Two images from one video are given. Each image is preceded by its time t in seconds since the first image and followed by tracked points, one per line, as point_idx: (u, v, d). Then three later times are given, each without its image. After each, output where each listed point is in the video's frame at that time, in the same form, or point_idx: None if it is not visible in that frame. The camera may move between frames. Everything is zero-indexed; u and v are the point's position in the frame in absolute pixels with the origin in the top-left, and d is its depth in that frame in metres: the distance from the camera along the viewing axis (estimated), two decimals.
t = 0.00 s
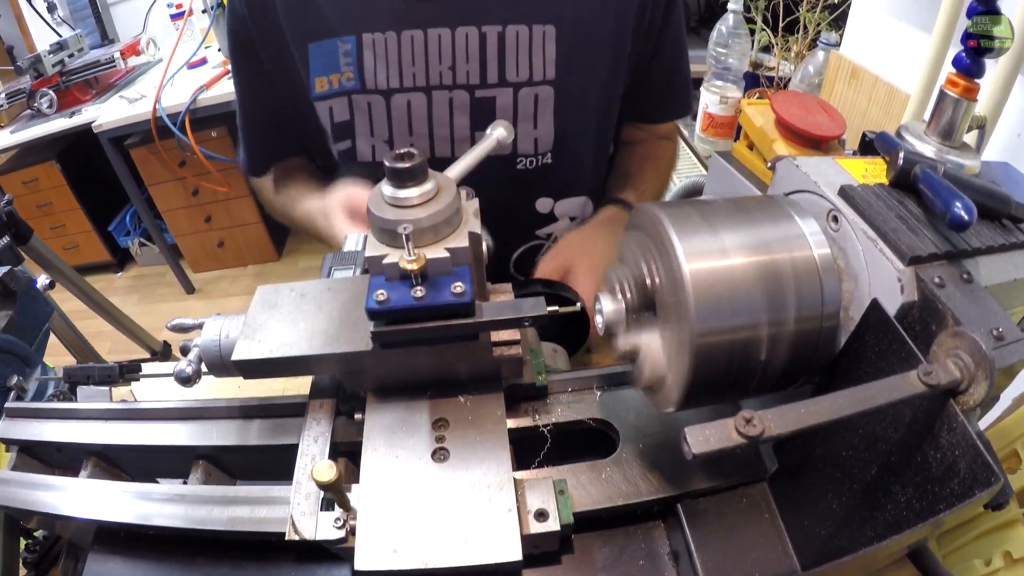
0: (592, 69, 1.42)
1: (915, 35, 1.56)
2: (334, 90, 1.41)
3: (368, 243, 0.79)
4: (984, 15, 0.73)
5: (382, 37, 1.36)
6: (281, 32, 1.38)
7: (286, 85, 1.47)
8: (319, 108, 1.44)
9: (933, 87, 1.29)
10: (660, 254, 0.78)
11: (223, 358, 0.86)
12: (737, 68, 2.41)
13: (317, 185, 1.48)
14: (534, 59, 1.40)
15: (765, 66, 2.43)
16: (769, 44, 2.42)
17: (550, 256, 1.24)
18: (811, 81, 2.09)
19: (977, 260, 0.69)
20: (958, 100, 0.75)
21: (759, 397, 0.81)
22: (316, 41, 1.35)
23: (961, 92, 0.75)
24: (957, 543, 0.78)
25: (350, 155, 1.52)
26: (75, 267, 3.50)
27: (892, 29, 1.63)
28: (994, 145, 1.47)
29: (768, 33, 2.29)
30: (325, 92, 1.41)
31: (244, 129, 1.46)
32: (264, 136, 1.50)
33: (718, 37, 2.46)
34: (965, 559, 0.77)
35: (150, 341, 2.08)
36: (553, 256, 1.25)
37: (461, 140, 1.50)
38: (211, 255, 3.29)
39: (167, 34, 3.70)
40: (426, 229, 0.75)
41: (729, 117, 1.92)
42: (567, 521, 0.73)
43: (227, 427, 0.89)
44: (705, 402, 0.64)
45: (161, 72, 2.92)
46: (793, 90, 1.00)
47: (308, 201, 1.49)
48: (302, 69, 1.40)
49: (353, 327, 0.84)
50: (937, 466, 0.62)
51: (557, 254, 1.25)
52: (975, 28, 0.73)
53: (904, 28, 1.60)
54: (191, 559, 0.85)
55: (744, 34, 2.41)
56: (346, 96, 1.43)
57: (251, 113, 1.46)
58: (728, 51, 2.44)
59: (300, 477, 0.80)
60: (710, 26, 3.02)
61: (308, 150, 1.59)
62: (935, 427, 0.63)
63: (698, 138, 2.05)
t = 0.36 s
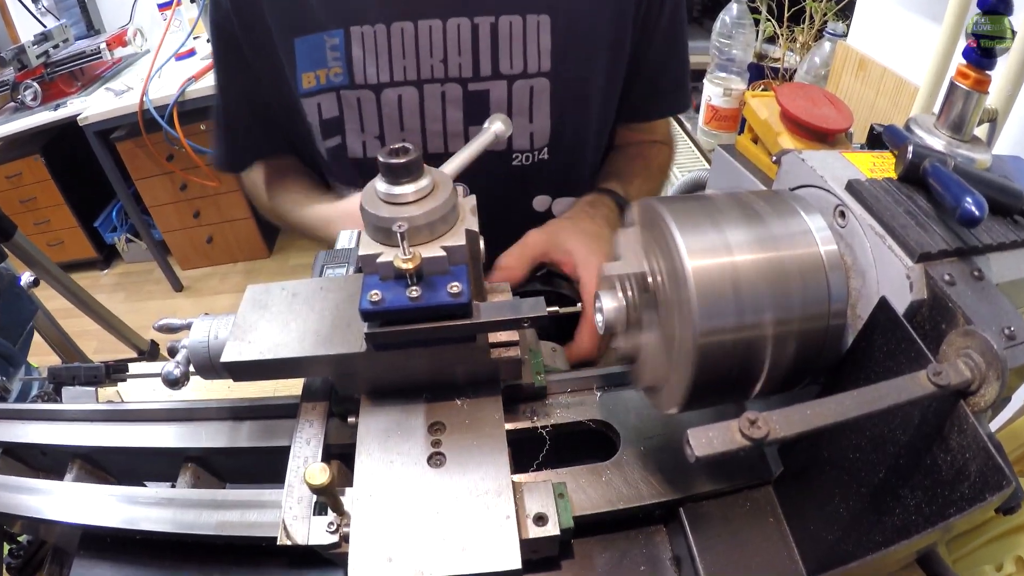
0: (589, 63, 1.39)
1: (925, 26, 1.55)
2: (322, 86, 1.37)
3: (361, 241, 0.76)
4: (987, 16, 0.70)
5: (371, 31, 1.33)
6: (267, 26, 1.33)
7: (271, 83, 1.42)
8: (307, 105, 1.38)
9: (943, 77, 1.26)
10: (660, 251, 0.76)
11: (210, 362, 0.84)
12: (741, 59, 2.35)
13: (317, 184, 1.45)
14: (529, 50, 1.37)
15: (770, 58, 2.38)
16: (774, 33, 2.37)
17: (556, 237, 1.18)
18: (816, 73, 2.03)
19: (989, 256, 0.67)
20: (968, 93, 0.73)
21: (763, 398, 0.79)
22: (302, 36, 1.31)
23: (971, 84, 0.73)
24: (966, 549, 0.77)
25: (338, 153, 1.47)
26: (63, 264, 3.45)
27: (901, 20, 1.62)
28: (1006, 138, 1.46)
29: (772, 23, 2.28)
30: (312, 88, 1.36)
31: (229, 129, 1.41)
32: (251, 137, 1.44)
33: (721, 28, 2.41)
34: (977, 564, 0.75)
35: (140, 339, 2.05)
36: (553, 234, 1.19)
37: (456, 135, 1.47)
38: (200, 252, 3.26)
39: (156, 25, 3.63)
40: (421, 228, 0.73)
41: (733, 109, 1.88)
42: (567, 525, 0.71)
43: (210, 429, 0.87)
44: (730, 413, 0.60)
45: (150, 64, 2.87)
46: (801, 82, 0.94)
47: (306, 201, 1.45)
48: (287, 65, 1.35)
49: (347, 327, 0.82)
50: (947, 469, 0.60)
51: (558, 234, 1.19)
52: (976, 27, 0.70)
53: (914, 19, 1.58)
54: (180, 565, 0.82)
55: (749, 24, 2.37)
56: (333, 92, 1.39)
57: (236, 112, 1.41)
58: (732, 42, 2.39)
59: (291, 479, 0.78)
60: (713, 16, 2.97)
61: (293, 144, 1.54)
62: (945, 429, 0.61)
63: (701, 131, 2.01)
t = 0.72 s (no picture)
0: (587, 65, 1.35)
1: (934, 16, 1.57)
2: (312, 83, 1.33)
3: (365, 241, 0.76)
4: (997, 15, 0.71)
5: (362, 27, 1.27)
6: (255, 19, 1.29)
7: (260, 75, 1.39)
8: (296, 103, 1.35)
9: (953, 71, 1.28)
10: (661, 249, 0.75)
11: (206, 362, 0.82)
12: (745, 51, 2.33)
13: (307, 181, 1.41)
14: (528, 48, 1.32)
15: (776, 48, 2.34)
16: (779, 23, 2.34)
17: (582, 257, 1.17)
18: (823, 65, 2.04)
19: (1001, 253, 0.67)
20: (980, 85, 0.73)
21: (770, 399, 0.79)
22: (292, 31, 1.27)
23: (983, 76, 0.72)
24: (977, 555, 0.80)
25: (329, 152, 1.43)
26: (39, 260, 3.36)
27: (911, 11, 1.63)
28: (1018, 132, 1.48)
29: (778, 14, 2.23)
30: (302, 86, 1.33)
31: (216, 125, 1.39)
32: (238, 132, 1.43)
33: (726, 18, 2.39)
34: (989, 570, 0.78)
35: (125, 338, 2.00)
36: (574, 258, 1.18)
37: (449, 137, 1.42)
38: (188, 247, 3.19)
39: (141, 15, 3.55)
40: (428, 225, 0.73)
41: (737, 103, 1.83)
42: (575, 529, 0.71)
43: (202, 429, 0.82)
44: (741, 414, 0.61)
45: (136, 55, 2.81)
46: (806, 75, 0.91)
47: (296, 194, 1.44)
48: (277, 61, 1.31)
49: (348, 327, 0.80)
50: (958, 472, 0.60)
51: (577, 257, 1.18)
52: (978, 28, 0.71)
53: (923, 10, 1.60)
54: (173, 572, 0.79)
55: (752, 15, 2.34)
56: (324, 90, 1.34)
57: (225, 107, 1.39)
58: (737, 32, 2.37)
59: (290, 483, 0.76)
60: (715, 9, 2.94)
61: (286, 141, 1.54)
62: (955, 432, 0.61)
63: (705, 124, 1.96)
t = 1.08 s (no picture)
0: (586, 61, 1.33)
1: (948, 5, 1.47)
2: (301, 74, 1.29)
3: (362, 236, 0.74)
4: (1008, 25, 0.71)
5: (354, 18, 1.24)
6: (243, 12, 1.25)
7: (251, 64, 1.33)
8: (285, 95, 1.31)
9: (963, 62, 1.27)
10: (662, 246, 0.74)
11: (197, 362, 0.79)
12: (750, 41, 2.25)
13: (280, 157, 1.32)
14: (525, 43, 1.29)
15: (781, 39, 2.28)
16: (784, 13, 2.29)
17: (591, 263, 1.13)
18: (830, 55, 1.95)
19: (1013, 249, 0.66)
20: (992, 77, 0.72)
21: (776, 400, 0.77)
22: (282, 20, 1.23)
23: (994, 67, 0.72)
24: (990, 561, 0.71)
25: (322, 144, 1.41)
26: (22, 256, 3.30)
27: None
28: None
29: (784, 2, 2.19)
30: (291, 77, 1.28)
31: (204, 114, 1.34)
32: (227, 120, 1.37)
33: (729, 7, 2.29)
34: None
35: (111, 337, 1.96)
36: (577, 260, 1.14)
37: (442, 135, 1.38)
38: (176, 244, 3.15)
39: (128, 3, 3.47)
40: (427, 219, 0.72)
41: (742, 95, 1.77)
42: (579, 534, 0.69)
43: (190, 432, 0.79)
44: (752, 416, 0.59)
45: (121, 46, 2.76)
46: (812, 67, 0.89)
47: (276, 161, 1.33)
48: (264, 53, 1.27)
49: (344, 326, 0.78)
50: (969, 476, 0.58)
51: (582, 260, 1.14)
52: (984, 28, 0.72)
53: None
54: None
55: (757, 4, 2.25)
56: (314, 81, 1.32)
57: (214, 100, 1.34)
58: (740, 22, 2.27)
59: (284, 487, 0.74)
60: None
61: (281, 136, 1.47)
62: (967, 434, 0.60)
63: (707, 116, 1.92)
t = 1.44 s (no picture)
0: (584, 54, 1.30)
1: None
2: (295, 60, 1.27)
3: (356, 228, 0.72)
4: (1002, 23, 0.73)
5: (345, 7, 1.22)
6: None
7: (240, 63, 1.23)
8: (289, 81, 1.27)
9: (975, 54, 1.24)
10: (664, 241, 0.72)
11: (186, 360, 0.77)
12: (755, 31, 2.19)
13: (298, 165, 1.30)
14: (522, 34, 1.26)
15: (787, 29, 2.23)
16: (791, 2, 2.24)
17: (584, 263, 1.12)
18: (837, 46, 1.89)
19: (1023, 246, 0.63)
20: (1003, 68, 0.70)
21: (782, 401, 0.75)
22: (275, 5, 1.21)
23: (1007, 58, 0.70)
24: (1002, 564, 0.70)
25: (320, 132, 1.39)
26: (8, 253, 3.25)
27: None
28: None
29: None
30: (288, 62, 1.26)
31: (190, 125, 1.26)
32: (219, 129, 1.29)
33: None
34: None
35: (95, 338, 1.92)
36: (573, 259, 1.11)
37: (435, 130, 1.35)
38: (161, 240, 3.11)
39: None
40: (423, 214, 0.70)
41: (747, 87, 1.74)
42: (579, 538, 0.67)
43: (178, 434, 0.77)
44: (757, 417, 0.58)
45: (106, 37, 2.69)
46: (820, 56, 0.85)
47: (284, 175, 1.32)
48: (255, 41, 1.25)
49: (338, 324, 0.75)
50: (980, 479, 0.56)
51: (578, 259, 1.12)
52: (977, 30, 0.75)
53: None
54: None
55: None
56: (306, 69, 1.29)
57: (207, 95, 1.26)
58: (745, 12, 2.20)
59: (274, 490, 0.72)
60: None
61: (271, 127, 1.39)
62: (979, 436, 0.57)
63: (711, 108, 1.88)
